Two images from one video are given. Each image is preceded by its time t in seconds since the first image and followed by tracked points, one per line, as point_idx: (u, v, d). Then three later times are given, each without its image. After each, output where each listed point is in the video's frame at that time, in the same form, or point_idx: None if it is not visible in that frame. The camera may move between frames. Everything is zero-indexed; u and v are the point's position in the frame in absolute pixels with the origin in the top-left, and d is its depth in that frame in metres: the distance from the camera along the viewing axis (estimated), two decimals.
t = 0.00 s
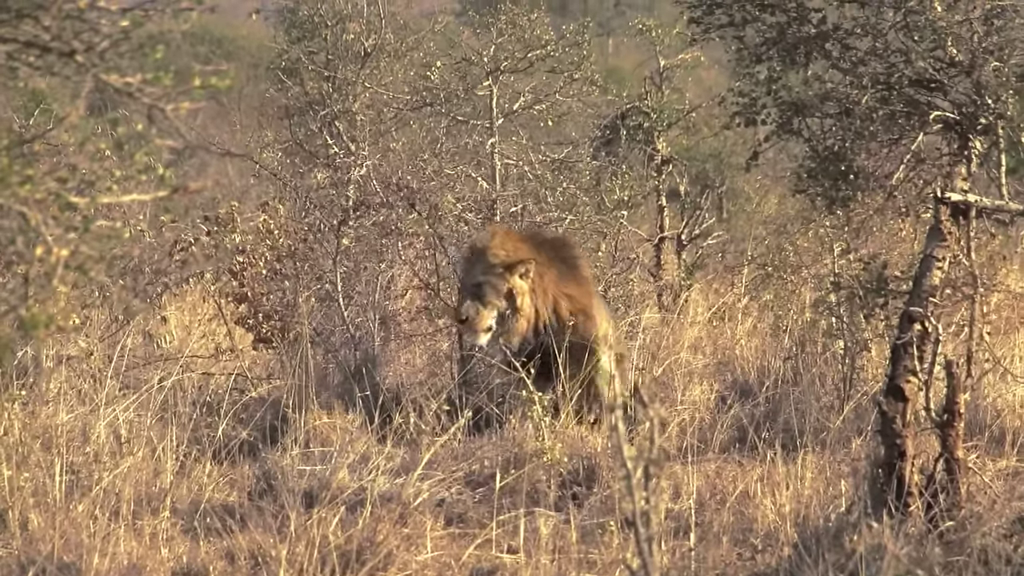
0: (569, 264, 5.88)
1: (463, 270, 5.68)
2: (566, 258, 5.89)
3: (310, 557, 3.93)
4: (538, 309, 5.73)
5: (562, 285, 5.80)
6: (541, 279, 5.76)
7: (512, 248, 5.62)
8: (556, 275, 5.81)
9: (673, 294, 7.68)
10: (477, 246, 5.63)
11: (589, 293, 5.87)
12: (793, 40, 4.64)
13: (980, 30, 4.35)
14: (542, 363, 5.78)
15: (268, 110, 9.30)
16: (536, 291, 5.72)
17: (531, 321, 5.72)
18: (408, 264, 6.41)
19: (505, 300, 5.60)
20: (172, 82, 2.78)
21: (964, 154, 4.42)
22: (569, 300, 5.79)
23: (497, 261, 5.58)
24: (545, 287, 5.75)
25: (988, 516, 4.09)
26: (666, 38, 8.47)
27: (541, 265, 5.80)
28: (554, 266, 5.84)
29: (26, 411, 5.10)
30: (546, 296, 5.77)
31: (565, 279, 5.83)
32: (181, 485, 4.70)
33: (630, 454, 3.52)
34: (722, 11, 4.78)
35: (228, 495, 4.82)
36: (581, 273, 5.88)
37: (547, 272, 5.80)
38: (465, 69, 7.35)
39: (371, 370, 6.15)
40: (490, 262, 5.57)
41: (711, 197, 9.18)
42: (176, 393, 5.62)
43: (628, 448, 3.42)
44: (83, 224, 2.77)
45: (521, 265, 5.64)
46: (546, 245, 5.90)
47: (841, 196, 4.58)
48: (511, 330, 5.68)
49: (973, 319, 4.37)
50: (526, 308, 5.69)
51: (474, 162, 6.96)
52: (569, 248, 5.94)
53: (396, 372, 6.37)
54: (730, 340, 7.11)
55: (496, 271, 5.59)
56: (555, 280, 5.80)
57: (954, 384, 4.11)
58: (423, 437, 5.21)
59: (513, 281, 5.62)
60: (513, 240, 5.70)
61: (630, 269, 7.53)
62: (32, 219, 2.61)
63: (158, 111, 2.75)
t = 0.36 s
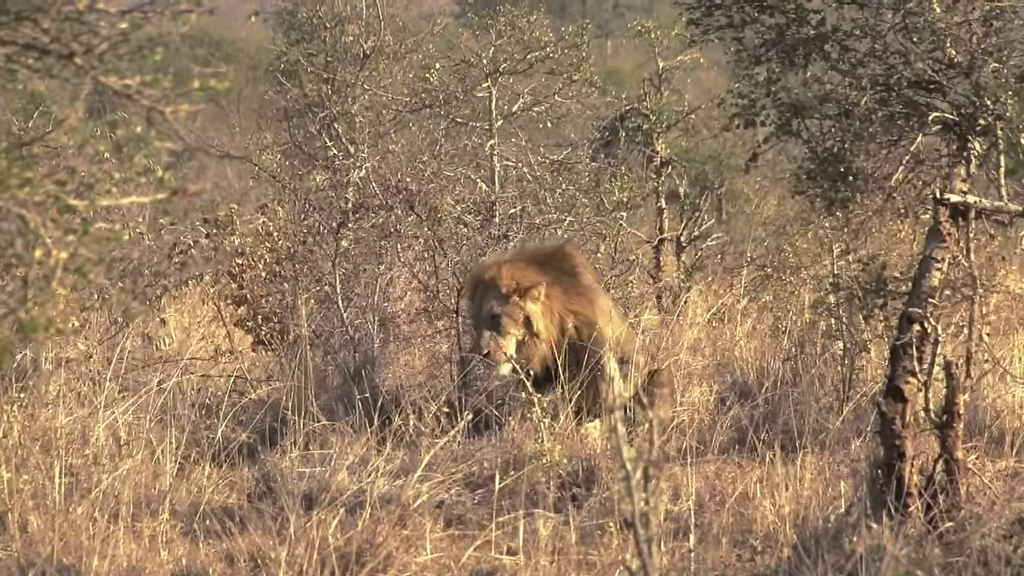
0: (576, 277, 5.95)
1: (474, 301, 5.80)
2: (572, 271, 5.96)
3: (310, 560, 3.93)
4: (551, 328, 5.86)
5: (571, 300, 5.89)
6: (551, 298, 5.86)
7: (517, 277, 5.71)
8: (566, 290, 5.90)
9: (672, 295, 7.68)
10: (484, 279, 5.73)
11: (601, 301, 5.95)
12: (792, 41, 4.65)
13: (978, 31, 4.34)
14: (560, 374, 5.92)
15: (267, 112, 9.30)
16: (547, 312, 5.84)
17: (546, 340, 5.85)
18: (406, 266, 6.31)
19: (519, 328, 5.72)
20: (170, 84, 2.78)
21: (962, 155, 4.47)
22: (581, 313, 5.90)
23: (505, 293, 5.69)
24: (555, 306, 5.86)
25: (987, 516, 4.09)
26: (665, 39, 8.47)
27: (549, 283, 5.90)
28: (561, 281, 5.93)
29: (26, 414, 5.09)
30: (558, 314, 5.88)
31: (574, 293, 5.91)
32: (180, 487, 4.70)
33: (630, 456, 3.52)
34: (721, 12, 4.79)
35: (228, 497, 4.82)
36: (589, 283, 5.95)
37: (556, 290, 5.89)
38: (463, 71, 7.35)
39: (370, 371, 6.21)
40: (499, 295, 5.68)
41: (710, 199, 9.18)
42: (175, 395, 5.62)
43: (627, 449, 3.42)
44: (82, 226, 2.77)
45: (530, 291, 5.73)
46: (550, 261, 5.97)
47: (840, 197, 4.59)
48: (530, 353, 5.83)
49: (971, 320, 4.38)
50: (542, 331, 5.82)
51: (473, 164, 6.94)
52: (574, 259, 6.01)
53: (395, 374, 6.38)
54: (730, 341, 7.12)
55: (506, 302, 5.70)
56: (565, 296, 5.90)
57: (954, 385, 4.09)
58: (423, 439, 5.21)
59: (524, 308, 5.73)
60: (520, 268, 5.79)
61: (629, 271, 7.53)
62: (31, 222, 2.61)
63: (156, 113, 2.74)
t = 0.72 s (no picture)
0: (556, 285, 5.87)
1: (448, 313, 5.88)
2: (553, 279, 5.88)
3: (315, 559, 3.93)
4: (528, 340, 5.83)
5: (549, 310, 5.83)
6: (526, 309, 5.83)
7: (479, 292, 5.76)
8: (544, 301, 5.84)
9: (676, 294, 7.67)
10: (452, 292, 5.81)
11: (583, 309, 5.84)
12: (796, 40, 4.64)
13: (982, 29, 4.34)
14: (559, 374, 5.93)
15: (271, 112, 9.30)
16: (521, 323, 5.82)
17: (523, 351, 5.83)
18: (410, 265, 6.52)
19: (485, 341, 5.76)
20: (174, 84, 2.78)
21: (967, 153, 4.42)
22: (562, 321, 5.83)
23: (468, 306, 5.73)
24: (531, 316, 5.82)
25: (991, 514, 4.08)
26: (669, 38, 8.46)
27: (525, 293, 5.87)
28: (541, 290, 5.87)
29: (30, 414, 5.09)
30: (536, 325, 5.84)
31: (551, 302, 5.84)
32: (185, 487, 4.70)
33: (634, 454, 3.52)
34: (725, 11, 4.78)
35: (233, 496, 4.82)
36: (571, 293, 5.84)
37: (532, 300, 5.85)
38: (467, 70, 7.33)
39: (375, 371, 6.14)
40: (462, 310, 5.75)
41: (715, 198, 9.18)
42: (180, 395, 5.62)
43: (631, 448, 3.42)
44: (87, 226, 2.77)
45: (496, 304, 5.75)
46: (531, 270, 5.93)
47: (844, 195, 4.60)
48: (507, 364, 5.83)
49: (977, 318, 4.38)
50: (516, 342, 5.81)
51: (477, 163, 7.02)
52: (559, 266, 5.90)
53: (400, 373, 6.31)
54: (734, 340, 7.11)
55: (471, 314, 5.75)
56: (542, 306, 5.84)
57: (958, 382, 4.09)
58: (428, 437, 5.21)
59: (490, 321, 5.76)
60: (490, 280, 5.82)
61: (634, 269, 7.53)
62: (35, 222, 2.62)
63: (160, 113, 2.75)
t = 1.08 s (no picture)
0: (524, 282, 5.82)
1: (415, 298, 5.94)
2: (523, 275, 5.83)
3: (320, 559, 3.92)
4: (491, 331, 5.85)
5: (514, 306, 5.82)
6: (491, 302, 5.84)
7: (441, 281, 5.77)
8: (513, 296, 5.84)
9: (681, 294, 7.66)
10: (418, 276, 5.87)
11: (551, 308, 5.79)
12: (800, 39, 4.64)
13: (987, 28, 4.27)
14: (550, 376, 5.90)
15: (275, 113, 9.30)
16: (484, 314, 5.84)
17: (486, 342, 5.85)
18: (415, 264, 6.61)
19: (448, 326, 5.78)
20: (178, 84, 2.78)
21: (972, 151, 4.39)
22: (528, 317, 5.83)
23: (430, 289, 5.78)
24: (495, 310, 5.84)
25: (997, 514, 4.07)
26: (673, 37, 8.45)
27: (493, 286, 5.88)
28: (509, 285, 5.85)
29: (35, 415, 5.09)
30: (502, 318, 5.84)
31: (518, 297, 5.82)
32: (190, 488, 4.70)
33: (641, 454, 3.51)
34: (729, 10, 4.79)
35: (238, 497, 4.81)
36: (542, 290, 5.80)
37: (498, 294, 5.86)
38: (471, 70, 7.33)
39: (381, 371, 6.14)
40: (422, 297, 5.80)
41: (719, 197, 9.17)
42: (185, 395, 5.61)
43: (637, 447, 3.41)
44: (92, 227, 2.76)
45: (457, 291, 5.79)
46: (504, 264, 5.92)
47: (849, 194, 4.58)
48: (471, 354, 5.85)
49: (983, 317, 4.37)
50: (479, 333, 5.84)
51: (482, 163, 7.01)
52: (530, 263, 5.86)
53: (405, 373, 6.29)
54: (739, 340, 7.09)
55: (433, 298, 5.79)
56: (508, 300, 5.84)
57: (963, 382, 4.06)
58: (433, 438, 5.20)
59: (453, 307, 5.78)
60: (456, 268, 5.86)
61: (639, 269, 7.51)
62: (40, 223, 2.61)
63: (165, 113, 2.75)
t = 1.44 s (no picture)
0: (499, 261, 5.81)
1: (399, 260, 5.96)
2: (498, 256, 5.82)
3: (335, 561, 3.92)
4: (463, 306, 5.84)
5: (485, 282, 5.79)
6: (464, 275, 5.83)
7: (421, 247, 5.78)
8: (488, 275, 5.80)
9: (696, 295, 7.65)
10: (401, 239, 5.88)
11: (518, 291, 5.75)
12: (814, 40, 4.60)
13: (1001, 28, 4.21)
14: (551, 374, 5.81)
15: (289, 114, 9.32)
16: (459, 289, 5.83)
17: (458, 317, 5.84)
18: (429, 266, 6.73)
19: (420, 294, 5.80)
20: (192, 85, 2.78)
21: (986, 152, 4.38)
22: (498, 299, 5.77)
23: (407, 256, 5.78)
24: (466, 283, 5.82)
25: (1012, 514, 4.04)
26: (687, 38, 8.42)
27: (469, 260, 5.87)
28: (484, 263, 5.85)
29: (51, 416, 5.10)
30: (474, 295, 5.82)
31: (489, 275, 5.81)
32: (205, 488, 4.70)
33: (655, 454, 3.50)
34: (742, 11, 4.77)
35: (253, 498, 4.82)
36: (515, 275, 5.76)
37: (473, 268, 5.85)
38: (486, 71, 7.32)
39: (396, 371, 6.25)
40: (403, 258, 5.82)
41: (734, 198, 9.15)
42: (199, 397, 5.62)
43: (651, 449, 3.40)
44: (106, 228, 2.77)
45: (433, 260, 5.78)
46: (486, 242, 5.89)
47: (864, 194, 4.56)
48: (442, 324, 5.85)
49: (996, 317, 4.36)
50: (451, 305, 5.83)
51: (496, 164, 6.98)
52: (508, 244, 5.84)
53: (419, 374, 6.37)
54: (754, 340, 7.07)
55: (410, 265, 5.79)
56: (480, 276, 5.83)
57: (977, 381, 4.04)
58: (447, 439, 5.20)
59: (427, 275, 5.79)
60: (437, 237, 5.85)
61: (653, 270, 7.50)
62: (54, 225, 2.62)
63: (179, 115, 2.75)
